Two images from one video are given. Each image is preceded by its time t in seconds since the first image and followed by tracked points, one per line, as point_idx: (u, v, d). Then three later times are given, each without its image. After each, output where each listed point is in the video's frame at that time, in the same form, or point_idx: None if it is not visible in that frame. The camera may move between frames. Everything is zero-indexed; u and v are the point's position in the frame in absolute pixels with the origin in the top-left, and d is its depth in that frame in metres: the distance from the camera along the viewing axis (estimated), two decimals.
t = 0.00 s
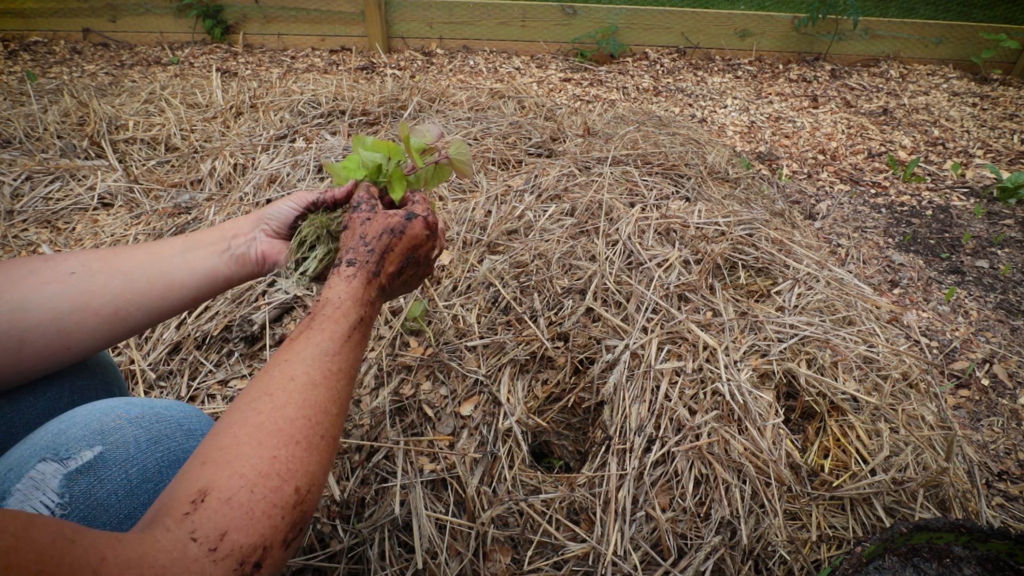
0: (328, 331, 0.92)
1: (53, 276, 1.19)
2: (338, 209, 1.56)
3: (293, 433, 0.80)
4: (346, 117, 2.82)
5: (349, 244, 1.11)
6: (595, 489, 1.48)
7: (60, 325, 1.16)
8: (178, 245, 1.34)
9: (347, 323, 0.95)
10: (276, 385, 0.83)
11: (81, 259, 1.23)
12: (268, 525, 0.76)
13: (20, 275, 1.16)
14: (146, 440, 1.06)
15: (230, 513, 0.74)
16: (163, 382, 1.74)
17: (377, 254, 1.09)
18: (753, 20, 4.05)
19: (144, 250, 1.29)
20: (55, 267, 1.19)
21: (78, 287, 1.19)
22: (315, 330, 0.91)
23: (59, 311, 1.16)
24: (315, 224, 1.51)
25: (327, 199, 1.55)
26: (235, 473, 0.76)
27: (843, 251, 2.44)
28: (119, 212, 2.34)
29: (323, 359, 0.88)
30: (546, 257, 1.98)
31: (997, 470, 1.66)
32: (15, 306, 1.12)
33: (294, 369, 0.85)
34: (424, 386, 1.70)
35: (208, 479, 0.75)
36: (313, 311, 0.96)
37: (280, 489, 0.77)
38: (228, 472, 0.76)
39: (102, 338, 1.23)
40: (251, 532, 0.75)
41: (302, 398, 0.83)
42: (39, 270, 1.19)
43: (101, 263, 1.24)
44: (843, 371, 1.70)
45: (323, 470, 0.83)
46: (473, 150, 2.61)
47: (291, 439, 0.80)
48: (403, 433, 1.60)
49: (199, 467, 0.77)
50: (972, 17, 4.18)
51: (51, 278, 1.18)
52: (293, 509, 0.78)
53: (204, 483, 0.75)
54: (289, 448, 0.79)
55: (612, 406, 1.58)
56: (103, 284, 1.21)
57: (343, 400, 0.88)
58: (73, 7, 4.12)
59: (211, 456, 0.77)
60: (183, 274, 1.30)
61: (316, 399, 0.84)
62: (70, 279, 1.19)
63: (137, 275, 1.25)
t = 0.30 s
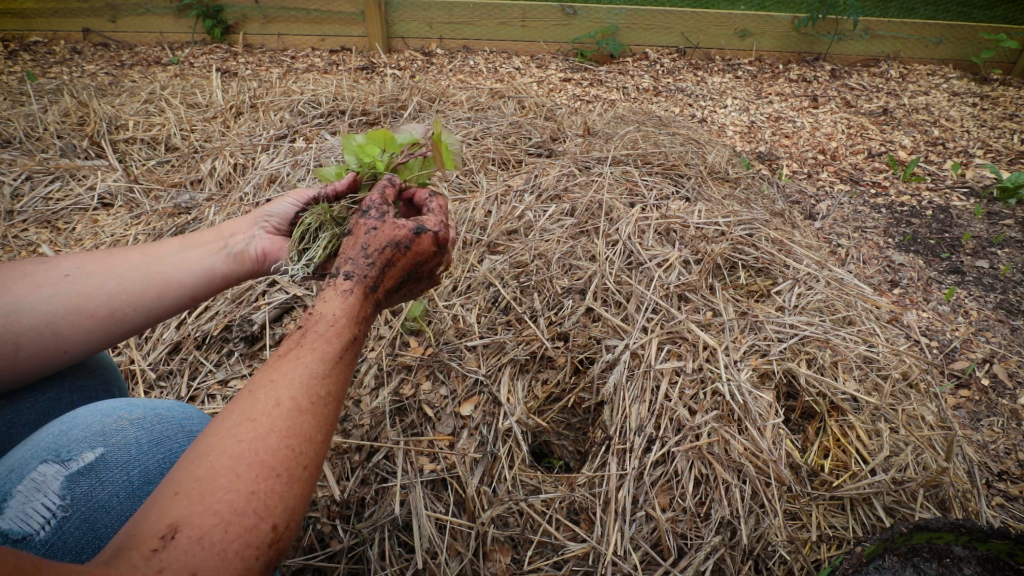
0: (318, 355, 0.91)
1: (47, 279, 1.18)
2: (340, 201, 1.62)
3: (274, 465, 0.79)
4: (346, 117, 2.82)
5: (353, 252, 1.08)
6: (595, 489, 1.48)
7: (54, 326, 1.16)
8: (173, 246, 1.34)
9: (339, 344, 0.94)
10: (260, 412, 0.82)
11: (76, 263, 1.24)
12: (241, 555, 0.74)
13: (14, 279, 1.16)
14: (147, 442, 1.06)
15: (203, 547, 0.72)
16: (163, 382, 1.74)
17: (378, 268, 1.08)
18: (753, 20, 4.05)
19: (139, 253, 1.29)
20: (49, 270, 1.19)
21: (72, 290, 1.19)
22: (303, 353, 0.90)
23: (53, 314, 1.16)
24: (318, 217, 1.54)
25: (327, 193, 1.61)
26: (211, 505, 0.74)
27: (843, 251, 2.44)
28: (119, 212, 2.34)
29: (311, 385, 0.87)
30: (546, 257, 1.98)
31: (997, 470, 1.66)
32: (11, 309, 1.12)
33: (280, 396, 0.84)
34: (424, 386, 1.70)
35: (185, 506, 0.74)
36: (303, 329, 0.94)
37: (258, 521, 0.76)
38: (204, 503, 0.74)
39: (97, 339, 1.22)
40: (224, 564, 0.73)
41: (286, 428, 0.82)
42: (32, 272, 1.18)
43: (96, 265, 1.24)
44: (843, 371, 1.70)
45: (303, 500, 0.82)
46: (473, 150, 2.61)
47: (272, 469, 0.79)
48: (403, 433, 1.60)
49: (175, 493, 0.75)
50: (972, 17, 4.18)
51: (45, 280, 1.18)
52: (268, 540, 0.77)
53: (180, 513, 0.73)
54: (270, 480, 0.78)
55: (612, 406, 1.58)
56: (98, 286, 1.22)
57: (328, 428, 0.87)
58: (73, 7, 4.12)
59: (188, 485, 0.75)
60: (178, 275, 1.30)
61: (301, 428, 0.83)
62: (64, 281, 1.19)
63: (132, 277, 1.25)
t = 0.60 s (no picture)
0: (329, 389, 0.85)
1: (40, 275, 1.18)
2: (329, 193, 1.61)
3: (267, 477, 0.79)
4: (346, 117, 2.82)
5: (412, 256, 0.98)
6: (595, 489, 1.48)
7: (50, 321, 1.15)
8: (165, 237, 1.33)
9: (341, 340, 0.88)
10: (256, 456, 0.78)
11: (68, 257, 1.23)
12: None
13: (7, 276, 1.15)
14: (145, 442, 1.06)
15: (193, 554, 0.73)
16: (163, 382, 1.74)
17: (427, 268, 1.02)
18: (753, 20, 4.06)
19: (132, 246, 1.29)
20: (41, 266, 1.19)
21: (67, 284, 1.19)
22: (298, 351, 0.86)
23: (49, 309, 1.15)
24: (320, 205, 1.56)
25: (318, 183, 1.59)
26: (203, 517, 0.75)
27: (843, 251, 2.44)
28: (119, 212, 2.34)
29: (316, 426, 0.83)
30: (546, 257, 1.99)
31: (997, 470, 1.66)
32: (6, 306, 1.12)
33: (281, 441, 0.80)
34: (424, 386, 1.70)
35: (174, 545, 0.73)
36: (325, 351, 0.86)
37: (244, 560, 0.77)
38: (190, 555, 0.73)
39: (94, 331, 1.22)
40: None
41: (281, 474, 0.80)
42: (26, 271, 1.18)
43: (87, 259, 1.23)
44: (843, 371, 1.70)
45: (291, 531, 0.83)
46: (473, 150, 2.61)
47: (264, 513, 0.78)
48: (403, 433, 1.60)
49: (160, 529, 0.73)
50: (972, 17, 4.18)
51: (37, 277, 1.17)
52: None
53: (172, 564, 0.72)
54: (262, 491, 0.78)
55: (612, 406, 1.58)
56: (92, 280, 1.21)
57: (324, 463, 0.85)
58: (73, 7, 4.11)
59: (173, 531, 0.73)
60: (173, 266, 1.29)
61: (299, 474, 0.82)
62: (58, 276, 1.19)
63: (126, 269, 1.24)
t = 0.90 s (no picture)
0: (295, 319, 0.67)
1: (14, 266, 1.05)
2: (306, 174, 1.58)
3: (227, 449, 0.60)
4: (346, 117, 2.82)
5: (375, 184, 0.81)
6: (595, 489, 1.48)
7: (28, 315, 1.04)
8: (139, 219, 1.21)
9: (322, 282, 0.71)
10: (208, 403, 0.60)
11: (38, 247, 1.10)
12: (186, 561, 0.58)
13: None
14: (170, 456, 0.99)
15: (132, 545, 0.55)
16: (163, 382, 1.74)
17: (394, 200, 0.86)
18: (753, 21, 4.06)
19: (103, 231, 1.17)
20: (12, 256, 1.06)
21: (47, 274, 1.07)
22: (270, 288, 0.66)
23: (29, 300, 1.04)
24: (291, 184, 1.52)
25: (293, 163, 1.56)
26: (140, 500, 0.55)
27: (843, 251, 2.44)
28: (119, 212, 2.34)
29: (285, 365, 0.66)
30: (546, 257, 1.98)
31: (997, 470, 1.66)
32: None
33: (244, 388, 0.62)
34: (424, 386, 1.69)
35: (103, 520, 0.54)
36: (285, 282, 0.67)
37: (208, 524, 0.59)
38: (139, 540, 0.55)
39: (77, 321, 1.11)
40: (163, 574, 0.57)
41: (244, 419, 0.62)
42: None
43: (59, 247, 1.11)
44: (843, 371, 1.70)
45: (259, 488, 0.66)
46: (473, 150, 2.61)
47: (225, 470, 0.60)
48: (403, 432, 1.60)
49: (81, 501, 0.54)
50: (972, 17, 4.18)
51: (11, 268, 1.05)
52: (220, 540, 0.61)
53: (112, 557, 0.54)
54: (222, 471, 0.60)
55: (612, 406, 1.58)
56: (67, 270, 1.09)
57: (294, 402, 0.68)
58: (73, 7, 4.11)
59: (109, 500, 0.54)
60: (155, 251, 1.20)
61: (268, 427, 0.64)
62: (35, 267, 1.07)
63: (106, 258, 1.13)
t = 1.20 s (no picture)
0: (297, 169, 0.64)
1: None
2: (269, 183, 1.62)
3: (228, 287, 0.58)
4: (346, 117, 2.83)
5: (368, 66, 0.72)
6: (595, 489, 1.48)
7: None
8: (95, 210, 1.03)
9: (323, 151, 0.67)
10: (205, 223, 0.58)
11: None
12: (168, 395, 0.57)
13: None
14: (321, 558, 0.77)
15: (132, 364, 0.54)
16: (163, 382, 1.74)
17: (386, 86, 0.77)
18: (753, 21, 4.06)
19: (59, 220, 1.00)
20: None
21: None
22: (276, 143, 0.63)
23: None
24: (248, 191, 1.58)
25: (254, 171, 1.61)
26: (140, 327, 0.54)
27: (843, 251, 2.44)
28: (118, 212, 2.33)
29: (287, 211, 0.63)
30: (546, 257, 1.98)
31: (997, 470, 1.65)
32: None
33: (243, 220, 0.59)
34: (424, 386, 1.69)
35: (92, 327, 0.52)
36: (285, 128, 0.64)
37: (197, 352, 0.57)
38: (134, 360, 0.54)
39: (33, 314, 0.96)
40: (147, 399, 0.55)
41: (249, 254, 0.60)
42: None
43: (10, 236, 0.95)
44: (843, 371, 1.70)
45: (251, 333, 0.63)
46: (473, 150, 2.62)
47: (217, 295, 0.58)
48: (402, 433, 1.60)
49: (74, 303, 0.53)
50: (972, 18, 4.18)
51: None
52: (208, 378, 0.59)
53: (109, 376, 0.53)
54: (222, 302, 0.58)
55: (612, 406, 1.58)
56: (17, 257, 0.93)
57: (292, 253, 0.65)
58: (74, 7, 4.11)
59: (120, 303, 0.54)
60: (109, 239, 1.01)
61: (266, 263, 0.62)
62: None
63: (55, 247, 0.96)
